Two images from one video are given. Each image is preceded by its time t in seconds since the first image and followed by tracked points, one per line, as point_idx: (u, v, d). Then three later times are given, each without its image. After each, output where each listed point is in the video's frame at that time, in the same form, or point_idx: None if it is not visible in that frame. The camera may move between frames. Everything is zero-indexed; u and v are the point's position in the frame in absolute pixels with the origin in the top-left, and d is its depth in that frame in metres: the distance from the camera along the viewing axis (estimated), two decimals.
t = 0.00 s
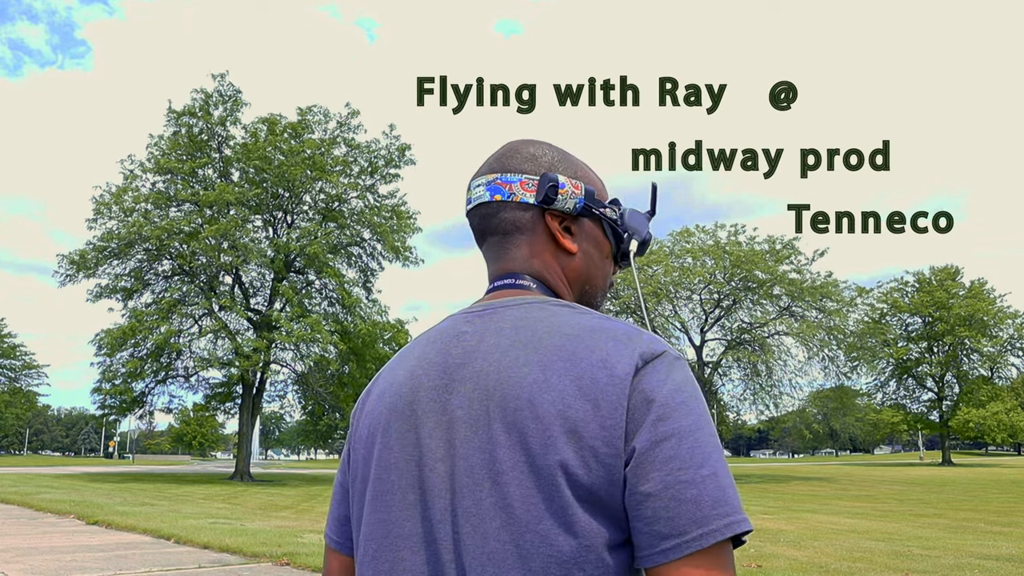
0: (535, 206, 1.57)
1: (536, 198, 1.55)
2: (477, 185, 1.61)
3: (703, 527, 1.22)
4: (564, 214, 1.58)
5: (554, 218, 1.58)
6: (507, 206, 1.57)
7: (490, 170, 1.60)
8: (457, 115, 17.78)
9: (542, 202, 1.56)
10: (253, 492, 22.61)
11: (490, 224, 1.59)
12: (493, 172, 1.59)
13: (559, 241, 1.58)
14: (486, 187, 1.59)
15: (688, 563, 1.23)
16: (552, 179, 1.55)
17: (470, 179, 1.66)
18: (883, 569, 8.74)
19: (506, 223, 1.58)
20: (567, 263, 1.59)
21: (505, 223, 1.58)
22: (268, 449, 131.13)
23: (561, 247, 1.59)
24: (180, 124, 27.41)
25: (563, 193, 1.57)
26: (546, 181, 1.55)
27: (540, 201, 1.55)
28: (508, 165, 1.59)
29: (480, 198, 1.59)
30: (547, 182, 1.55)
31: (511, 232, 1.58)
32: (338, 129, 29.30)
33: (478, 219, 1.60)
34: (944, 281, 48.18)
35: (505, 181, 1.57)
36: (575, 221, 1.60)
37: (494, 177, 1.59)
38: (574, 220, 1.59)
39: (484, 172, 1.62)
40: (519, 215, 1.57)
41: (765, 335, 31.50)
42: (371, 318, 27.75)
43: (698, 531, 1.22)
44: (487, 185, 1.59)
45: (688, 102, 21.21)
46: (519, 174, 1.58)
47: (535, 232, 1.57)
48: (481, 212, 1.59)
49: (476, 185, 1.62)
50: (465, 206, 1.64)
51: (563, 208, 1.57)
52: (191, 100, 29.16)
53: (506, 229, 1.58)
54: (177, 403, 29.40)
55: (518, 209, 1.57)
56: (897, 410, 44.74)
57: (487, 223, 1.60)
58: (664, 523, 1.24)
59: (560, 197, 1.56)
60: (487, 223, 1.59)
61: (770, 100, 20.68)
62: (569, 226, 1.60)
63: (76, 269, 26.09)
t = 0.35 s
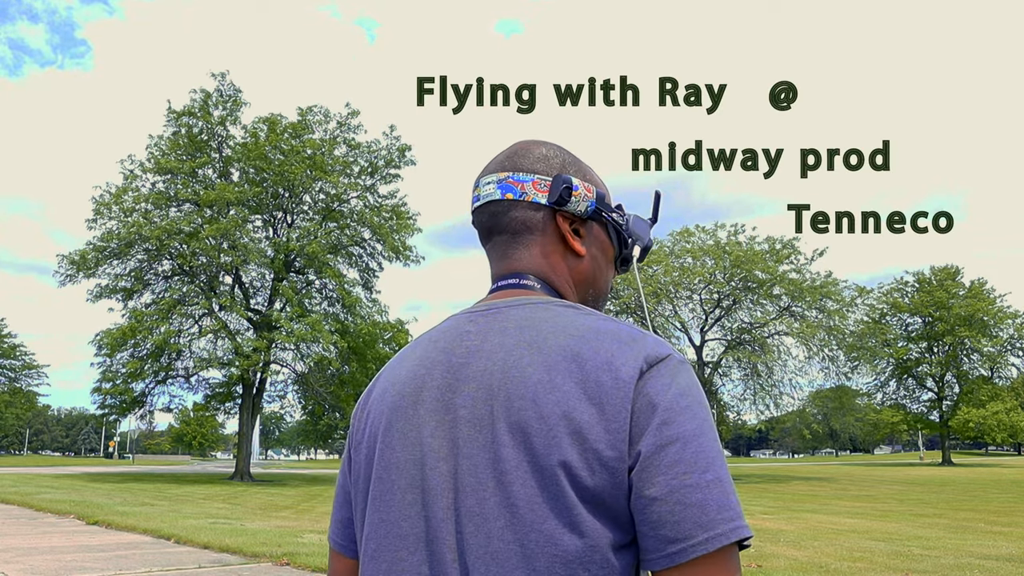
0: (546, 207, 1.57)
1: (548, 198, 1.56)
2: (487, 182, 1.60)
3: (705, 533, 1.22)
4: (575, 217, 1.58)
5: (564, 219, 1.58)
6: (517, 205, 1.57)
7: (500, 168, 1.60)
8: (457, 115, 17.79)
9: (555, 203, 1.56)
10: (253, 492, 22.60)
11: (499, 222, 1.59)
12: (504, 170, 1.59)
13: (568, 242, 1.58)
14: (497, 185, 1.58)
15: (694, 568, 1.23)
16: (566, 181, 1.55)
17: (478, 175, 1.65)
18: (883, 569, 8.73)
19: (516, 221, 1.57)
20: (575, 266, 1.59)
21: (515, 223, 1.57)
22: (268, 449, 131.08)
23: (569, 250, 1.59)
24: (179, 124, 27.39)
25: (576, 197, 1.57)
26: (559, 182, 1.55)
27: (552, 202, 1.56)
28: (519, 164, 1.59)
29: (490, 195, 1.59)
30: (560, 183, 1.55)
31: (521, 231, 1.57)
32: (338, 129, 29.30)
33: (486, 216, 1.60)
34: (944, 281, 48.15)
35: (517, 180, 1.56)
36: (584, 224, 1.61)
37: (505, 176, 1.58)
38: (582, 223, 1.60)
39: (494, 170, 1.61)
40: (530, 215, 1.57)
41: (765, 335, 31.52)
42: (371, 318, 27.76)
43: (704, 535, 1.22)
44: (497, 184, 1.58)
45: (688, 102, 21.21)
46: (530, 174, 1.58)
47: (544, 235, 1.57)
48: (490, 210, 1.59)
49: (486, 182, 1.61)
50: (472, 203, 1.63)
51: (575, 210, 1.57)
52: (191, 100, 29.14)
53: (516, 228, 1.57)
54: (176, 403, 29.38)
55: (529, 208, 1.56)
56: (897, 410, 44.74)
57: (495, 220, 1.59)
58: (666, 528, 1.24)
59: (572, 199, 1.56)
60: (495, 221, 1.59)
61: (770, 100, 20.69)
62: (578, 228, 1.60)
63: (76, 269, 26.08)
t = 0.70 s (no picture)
0: (548, 207, 1.60)
1: (549, 199, 1.59)
2: (489, 182, 1.63)
3: (707, 531, 1.25)
4: (577, 217, 1.61)
5: (567, 219, 1.61)
6: (519, 204, 1.60)
7: (503, 168, 1.63)
8: (457, 115, 17.84)
9: (557, 203, 1.59)
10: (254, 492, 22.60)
11: (502, 221, 1.62)
12: (506, 170, 1.61)
13: (571, 242, 1.61)
14: (499, 185, 1.61)
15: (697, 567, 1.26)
16: (569, 182, 1.59)
17: (481, 174, 1.67)
18: (883, 568, 8.75)
19: (518, 222, 1.60)
20: (576, 265, 1.63)
21: (519, 221, 1.60)
22: (268, 449, 131.07)
23: (571, 250, 1.62)
24: (180, 124, 27.41)
25: (578, 197, 1.61)
26: (562, 182, 1.59)
27: (555, 202, 1.59)
28: (521, 163, 1.61)
29: (493, 195, 1.61)
30: (563, 184, 1.58)
31: (522, 231, 1.60)
32: (339, 129, 29.33)
33: (489, 216, 1.63)
34: (943, 281, 48.15)
35: (519, 179, 1.59)
36: (585, 224, 1.64)
37: (508, 176, 1.61)
38: (584, 222, 1.63)
39: (496, 169, 1.64)
40: (532, 215, 1.60)
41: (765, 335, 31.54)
42: (371, 318, 27.78)
43: (706, 534, 1.25)
44: (500, 183, 1.61)
45: (688, 102, 21.25)
46: (533, 173, 1.61)
47: (546, 234, 1.60)
48: (492, 209, 1.62)
49: (489, 182, 1.63)
50: (475, 202, 1.66)
51: (577, 210, 1.60)
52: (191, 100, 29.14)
53: (517, 228, 1.60)
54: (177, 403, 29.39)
55: (531, 208, 1.59)
56: (897, 410, 44.73)
57: (498, 220, 1.62)
58: (669, 528, 1.27)
59: (575, 199, 1.60)
60: (498, 221, 1.62)
61: (770, 100, 20.74)
62: (579, 228, 1.63)
63: (77, 269, 26.12)
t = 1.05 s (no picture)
0: (543, 205, 1.60)
1: (543, 197, 1.59)
2: (482, 179, 1.62)
3: (720, 533, 1.26)
4: (571, 215, 1.61)
5: (561, 217, 1.61)
6: (513, 202, 1.59)
7: (495, 165, 1.63)
8: (457, 115, 17.83)
9: (551, 200, 1.59)
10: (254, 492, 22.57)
11: (495, 219, 1.61)
12: (500, 167, 1.61)
13: (564, 240, 1.61)
14: (492, 181, 1.61)
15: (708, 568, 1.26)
16: (562, 179, 1.59)
17: (475, 171, 1.67)
18: (883, 568, 8.75)
19: (512, 219, 1.60)
20: (570, 263, 1.62)
21: (512, 219, 1.60)
22: (268, 449, 131.07)
23: (564, 247, 1.62)
24: (180, 124, 27.40)
25: (572, 195, 1.61)
26: (556, 180, 1.59)
27: (549, 199, 1.59)
28: (515, 160, 1.61)
29: (486, 191, 1.61)
30: (557, 181, 1.58)
31: (515, 229, 1.60)
32: (339, 130, 29.34)
33: (482, 214, 1.62)
34: (943, 281, 48.15)
35: (512, 177, 1.59)
36: (580, 221, 1.63)
37: (501, 172, 1.61)
38: (578, 221, 1.63)
39: (489, 167, 1.64)
40: (527, 212, 1.59)
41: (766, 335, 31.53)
42: (371, 318, 27.76)
43: (717, 535, 1.25)
44: (493, 180, 1.61)
45: (688, 102, 21.25)
46: (526, 170, 1.61)
47: (540, 232, 1.60)
48: (485, 207, 1.61)
49: (481, 179, 1.63)
50: (468, 198, 1.66)
51: (571, 208, 1.60)
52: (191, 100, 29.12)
53: (511, 226, 1.60)
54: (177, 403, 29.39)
55: (525, 206, 1.59)
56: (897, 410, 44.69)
57: (491, 218, 1.62)
58: (684, 530, 1.27)
59: (570, 196, 1.60)
60: (491, 218, 1.61)
61: (770, 100, 20.75)
62: (574, 226, 1.63)
63: (77, 269, 26.10)
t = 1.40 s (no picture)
0: (542, 204, 1.60)
1: (543, 196, 1.59)
2: (482, 177, 1.63)
3: (712, 533, 1.25)
4: (570, 214, 1.62)
5: (559, 217, 1.61)
6: (512, 201, 1.59)
7: (494, 164, 1.63)
8: (457, 115, 17.84)
9: (550, 200, 1.59)
10: (254, 492, 22.57)
11: (494, 218, 1.62)
12: (499, 166, 1.61)
13: (563, 240, 1.61)
14: (491, 180, 1.61)
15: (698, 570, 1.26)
16: (562, 179, 1.59)
17: (475, 169, 1.67)
18: (883, 568, 8.75)
19: (512, 218, 1.60)
20: (569, 263, 1.63)
21: (511, 219, 1.60)
22: (268, 449, 131.03)
23: (563, 247, 1.62)
24: (180, 124, 27.40)
25: (571, 194, 1.61)
26: (556, 179, 1.59)
27: (548, 199, 1.59)
28: (514, 160, 1.61)
29: (486, 190, 1.61)
30: (557, 180, 1.59)
31: (515, 228, 1.60)
32: (339, 130, 29.35)
33: (481, 213, 1.63)
34: (943, 281, 48.17)
35: (511, 176, 1.59)
36: (578, 221, 1.64)
37: (501, 171, 1.61)
38: (577, 221, 1.63)
39: (488, 166, 1.64)
40: (526, 211, 1.60)
41: (766, 335, 31.54)
42: (371, 318, 27.74)
43: (708, 536, 1.25)
44: (492, 179, 1.61)
45: (688, 102, 21.25)
46: (526, 170, 1.60)
47: (539, 232, 1.60)
48: (484, 206, 1.62)
49: (482, 177, 1.63)
50: (468, 197, 1.66)
51: (570, 208, 1.60)
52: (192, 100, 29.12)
53: (510, 225, 1.60)
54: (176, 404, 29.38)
55: (524, 205, 1.59)
56: (897, 410, 44.70)
57: (489, 217, 1.62)
58: (675, 531, 1.26)
59: (569, 196, 1.60)
60: (489, 217, 1.62)
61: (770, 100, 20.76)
62: (572, 226, 1.63)
63: (77, 269, 26.12)
